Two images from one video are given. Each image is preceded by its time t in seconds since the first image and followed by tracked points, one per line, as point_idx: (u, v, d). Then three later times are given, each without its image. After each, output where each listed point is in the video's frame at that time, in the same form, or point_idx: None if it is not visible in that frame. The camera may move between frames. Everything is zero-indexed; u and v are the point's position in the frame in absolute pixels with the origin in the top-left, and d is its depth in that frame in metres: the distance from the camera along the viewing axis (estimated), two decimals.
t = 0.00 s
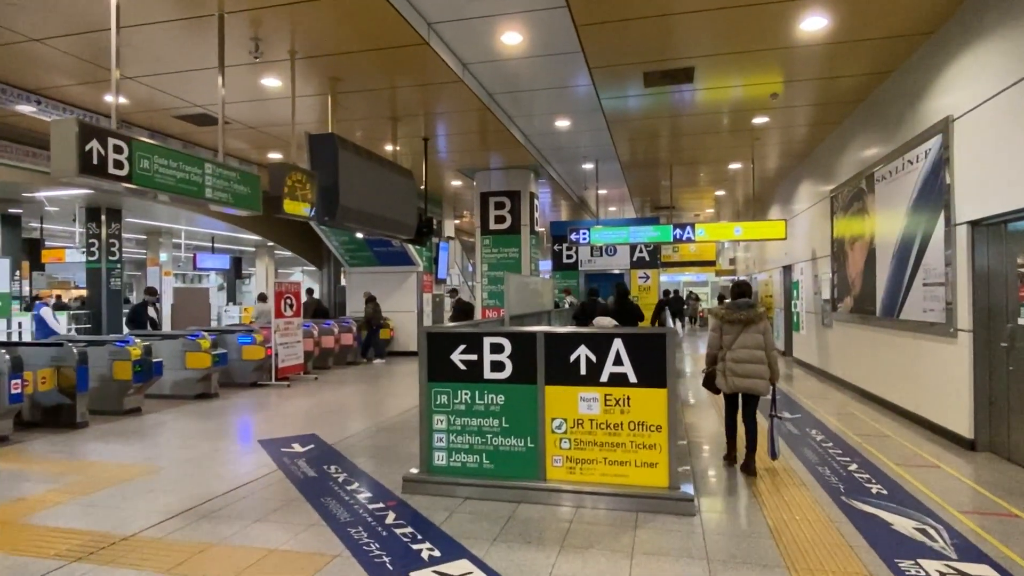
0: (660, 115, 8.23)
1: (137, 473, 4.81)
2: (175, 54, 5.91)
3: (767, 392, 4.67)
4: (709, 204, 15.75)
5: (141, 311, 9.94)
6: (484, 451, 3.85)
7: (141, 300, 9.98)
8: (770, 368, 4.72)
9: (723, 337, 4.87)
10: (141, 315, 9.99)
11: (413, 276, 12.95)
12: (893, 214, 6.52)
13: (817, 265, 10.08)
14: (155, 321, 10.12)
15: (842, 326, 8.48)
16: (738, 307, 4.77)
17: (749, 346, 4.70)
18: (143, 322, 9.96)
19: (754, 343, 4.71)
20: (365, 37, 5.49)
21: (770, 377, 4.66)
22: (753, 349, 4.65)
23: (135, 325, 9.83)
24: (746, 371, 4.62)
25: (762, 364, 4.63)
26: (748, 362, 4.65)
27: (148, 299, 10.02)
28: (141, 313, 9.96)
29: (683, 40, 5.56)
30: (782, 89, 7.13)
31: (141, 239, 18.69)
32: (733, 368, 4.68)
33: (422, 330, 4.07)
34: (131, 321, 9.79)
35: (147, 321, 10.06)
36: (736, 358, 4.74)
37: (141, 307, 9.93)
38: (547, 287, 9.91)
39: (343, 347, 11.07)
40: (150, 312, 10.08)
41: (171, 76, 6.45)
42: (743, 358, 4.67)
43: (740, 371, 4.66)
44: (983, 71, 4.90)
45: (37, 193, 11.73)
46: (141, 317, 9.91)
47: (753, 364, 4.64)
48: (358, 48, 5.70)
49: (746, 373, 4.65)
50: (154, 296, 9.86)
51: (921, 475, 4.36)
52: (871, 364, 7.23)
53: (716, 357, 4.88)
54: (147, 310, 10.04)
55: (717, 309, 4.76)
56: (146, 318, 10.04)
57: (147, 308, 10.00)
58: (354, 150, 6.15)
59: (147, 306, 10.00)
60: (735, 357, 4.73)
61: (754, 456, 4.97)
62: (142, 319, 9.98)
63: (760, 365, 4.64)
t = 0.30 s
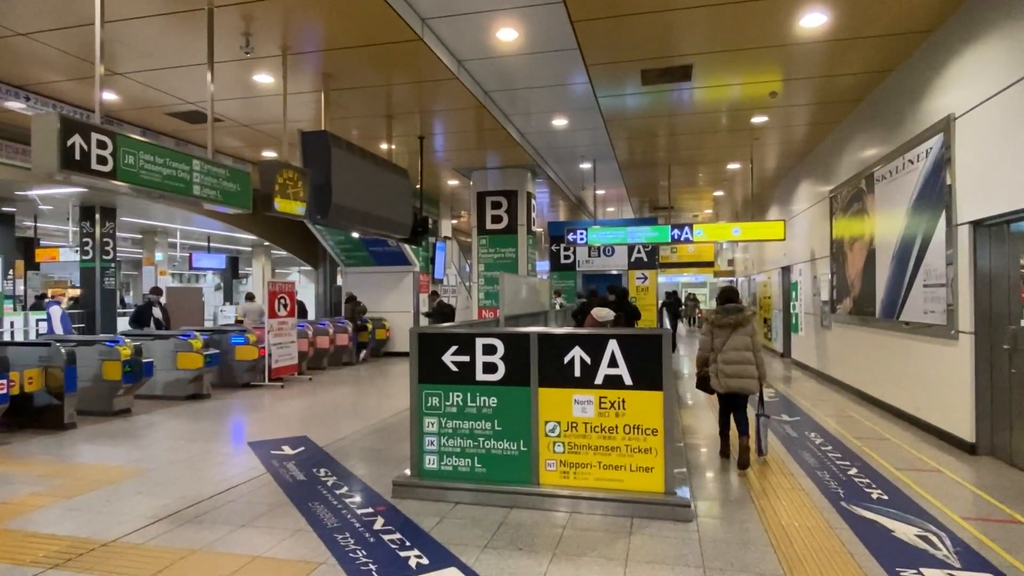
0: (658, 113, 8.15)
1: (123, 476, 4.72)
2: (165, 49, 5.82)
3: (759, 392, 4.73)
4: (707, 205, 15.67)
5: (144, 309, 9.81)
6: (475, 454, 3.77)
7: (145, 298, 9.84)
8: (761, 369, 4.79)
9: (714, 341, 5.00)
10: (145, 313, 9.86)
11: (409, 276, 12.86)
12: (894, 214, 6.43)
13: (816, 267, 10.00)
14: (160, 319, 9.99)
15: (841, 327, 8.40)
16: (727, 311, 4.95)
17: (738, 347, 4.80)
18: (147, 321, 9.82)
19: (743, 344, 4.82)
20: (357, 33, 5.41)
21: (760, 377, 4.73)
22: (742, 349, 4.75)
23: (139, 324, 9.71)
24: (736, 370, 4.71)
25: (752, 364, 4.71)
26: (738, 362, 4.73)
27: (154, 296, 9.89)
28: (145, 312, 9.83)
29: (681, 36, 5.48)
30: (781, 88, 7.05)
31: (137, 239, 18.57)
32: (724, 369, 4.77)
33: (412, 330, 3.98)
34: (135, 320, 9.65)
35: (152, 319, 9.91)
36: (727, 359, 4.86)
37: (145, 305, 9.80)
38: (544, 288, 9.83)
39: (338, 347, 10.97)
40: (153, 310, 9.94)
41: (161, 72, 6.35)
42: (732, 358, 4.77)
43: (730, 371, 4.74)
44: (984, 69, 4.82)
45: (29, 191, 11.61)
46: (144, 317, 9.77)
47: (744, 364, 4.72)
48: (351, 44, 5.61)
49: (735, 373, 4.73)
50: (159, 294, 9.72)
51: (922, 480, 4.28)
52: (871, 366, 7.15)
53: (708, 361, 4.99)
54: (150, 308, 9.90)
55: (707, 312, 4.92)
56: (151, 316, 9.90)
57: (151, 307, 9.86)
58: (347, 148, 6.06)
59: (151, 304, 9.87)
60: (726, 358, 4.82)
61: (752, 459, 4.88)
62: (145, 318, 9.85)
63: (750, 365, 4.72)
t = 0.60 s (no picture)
0: (656, 113, 8.05)
1: (106, 479, 4.63)
2: (153, 45, 5.72)
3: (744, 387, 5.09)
4: (707, 205, 15.54)
5: (155, 311, 9.03)
6: (464, 460, 3.66)
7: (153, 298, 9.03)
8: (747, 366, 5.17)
9: (707, 338, 5.35)
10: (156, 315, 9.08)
11: (406, 276, 12.76)
12: (895, 215, 6.32)
13: (816, 268, 9.88)
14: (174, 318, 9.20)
15: (841, 329, 8.29)
16: (719, 310, 5.29)
17: (728, 344, 5.18)
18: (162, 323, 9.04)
19: (732, 342, 5.19)
20: (348, 29, 5.32)
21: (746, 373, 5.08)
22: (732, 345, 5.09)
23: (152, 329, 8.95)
24: (724, 366, 5.07)
25: (739, 360, 5.07)
26: (726, 356, 5.11)
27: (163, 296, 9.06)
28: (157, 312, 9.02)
29: (679, 32, 5.37)
30: (781, 87, 6.94)
31: (134, 239, 18.49)
32: (713, 363, 5.14)
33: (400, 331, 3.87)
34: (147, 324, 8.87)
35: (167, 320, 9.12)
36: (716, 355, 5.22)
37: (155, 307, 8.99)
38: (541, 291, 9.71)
39: (333, 348, 10.88)
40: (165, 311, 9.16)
41: (151, 69, 6.26)
42: (722, 353, 5.14)
43: (719, 365, 5.12)
44: (987, 66, 4.72)
45: (23, 190, 11.52)
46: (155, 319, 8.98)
47: (732, 361, 5.09)
48: (342, 39, 5.51)
49: (723, 366, 5.10)
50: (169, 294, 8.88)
51: (924, 487, 4.16)
52: (872, 370, 7.04)
53: (699, 357, 5.35)
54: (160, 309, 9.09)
55: (700, 311, 5.27)
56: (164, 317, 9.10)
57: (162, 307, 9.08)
58: (339, 146, 5.96)
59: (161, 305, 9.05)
60: (717, 355, 5.18)
61: (749, 464, 4.77)
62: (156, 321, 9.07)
63: (737, 361, 5.09)
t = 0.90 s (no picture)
0: (655, 112, 7.95)
1: (90, 485, 4.54)
2: (143, 43, 5.64)
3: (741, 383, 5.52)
4: (709, 206, 15.41)
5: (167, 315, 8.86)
6: (453, 467, 3.55)
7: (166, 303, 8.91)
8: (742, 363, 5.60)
9: (705, 337, 5.74)
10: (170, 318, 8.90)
11: (405, 278, 12.68)
12: (899, 216, 6.19)
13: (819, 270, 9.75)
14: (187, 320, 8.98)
15: (844, 331, 8.17)
16: (717, 311, 5.65)
17: (724, 342, 5.58)
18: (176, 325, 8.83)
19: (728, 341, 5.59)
20: (340, 27, 5.22)
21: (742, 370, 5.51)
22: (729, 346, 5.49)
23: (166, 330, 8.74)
24: (722, 364, 5.49)
25: (735, 358, 5.50)
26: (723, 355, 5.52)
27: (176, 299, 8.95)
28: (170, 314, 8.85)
29: (677, 29, 5.26)
30: (782, 85, 6.83)
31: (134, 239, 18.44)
32: (710, 362, 5.56)
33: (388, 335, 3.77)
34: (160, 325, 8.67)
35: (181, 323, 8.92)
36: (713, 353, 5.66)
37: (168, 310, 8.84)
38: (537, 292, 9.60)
39: (330, 350, 10.80)
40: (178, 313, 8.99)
41: (142, 67, 6.18)
42: (718, 352, 5.55)
43: (716, 363, 5.54)
44: (992, 63, 4.60)
45: (20, 191, 11.47)
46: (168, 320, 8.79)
47: (728, 359, 5.51)
48: (335, 37, 5.42)
49: (721, 364, 5.52)
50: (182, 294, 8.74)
51: (927, 495, 4.04)
52: (875, 374, 6.92)
53: (698, 354, 5.77)
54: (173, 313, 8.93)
55: (699, 312, 5.63)
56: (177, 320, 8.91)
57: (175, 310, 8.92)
58: (332, 146, 5.87)
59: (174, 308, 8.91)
60: (714, 354, 5.60)
61: (747, 470, 4.66)
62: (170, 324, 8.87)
63: (733, 360, 5.51)
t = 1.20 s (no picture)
0: (658, 111, 7.87)
1: (83, 488, 4.49)
2: (138, 42, 5.59)
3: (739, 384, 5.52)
4: (712, 205, 15.32)
5: (184, 315, 8.22)
6: (449, 471, 3.48)
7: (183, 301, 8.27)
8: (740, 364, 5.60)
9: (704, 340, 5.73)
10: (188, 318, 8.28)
11: (406, 278, 12.62)
12: (905, 215, 6.10)
13: (823, 270, 9.66)
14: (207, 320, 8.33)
15: (849, 332, 8.08)
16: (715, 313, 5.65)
17: (723, 344, 5.57)
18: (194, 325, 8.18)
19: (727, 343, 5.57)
20: (337, 24, 5.16)
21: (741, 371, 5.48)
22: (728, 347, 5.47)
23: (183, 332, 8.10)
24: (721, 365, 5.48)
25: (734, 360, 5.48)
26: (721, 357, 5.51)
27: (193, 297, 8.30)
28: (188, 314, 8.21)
29: (678, 25, 5.19)
30: (785, 83, 6.75)
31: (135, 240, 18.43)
32: (709, 363, 5.56)
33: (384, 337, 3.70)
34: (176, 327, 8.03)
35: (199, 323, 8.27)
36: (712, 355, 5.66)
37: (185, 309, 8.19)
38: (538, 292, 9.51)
39: (330, 351, 10.75)
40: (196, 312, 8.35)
41: (138, 66, 6.13)
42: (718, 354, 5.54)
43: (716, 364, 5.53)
44: (999, 59, 4.52)
45: (20, 190, 11.44)
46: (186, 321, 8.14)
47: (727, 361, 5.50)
48: (332, 35, 5.35)
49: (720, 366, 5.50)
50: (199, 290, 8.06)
51: (935, 500, 3.96)
52: (880, 375, 6.83)
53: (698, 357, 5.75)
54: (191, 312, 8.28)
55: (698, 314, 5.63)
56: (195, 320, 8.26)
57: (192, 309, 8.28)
58: (331, 145, 5.81)
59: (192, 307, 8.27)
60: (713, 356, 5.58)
61: (750, 474, 4.58)
62: (188, 324, 8.22)
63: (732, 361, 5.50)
